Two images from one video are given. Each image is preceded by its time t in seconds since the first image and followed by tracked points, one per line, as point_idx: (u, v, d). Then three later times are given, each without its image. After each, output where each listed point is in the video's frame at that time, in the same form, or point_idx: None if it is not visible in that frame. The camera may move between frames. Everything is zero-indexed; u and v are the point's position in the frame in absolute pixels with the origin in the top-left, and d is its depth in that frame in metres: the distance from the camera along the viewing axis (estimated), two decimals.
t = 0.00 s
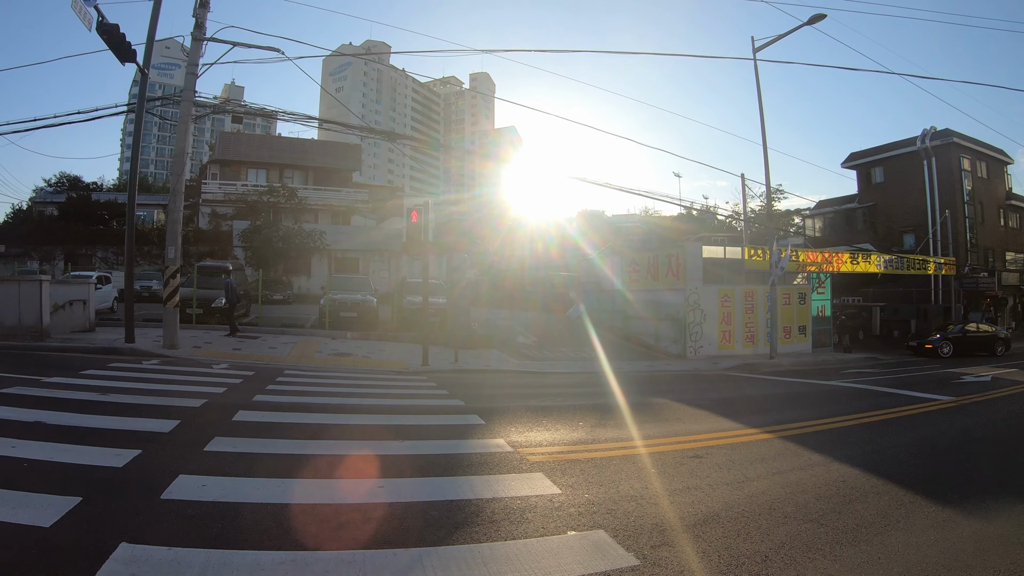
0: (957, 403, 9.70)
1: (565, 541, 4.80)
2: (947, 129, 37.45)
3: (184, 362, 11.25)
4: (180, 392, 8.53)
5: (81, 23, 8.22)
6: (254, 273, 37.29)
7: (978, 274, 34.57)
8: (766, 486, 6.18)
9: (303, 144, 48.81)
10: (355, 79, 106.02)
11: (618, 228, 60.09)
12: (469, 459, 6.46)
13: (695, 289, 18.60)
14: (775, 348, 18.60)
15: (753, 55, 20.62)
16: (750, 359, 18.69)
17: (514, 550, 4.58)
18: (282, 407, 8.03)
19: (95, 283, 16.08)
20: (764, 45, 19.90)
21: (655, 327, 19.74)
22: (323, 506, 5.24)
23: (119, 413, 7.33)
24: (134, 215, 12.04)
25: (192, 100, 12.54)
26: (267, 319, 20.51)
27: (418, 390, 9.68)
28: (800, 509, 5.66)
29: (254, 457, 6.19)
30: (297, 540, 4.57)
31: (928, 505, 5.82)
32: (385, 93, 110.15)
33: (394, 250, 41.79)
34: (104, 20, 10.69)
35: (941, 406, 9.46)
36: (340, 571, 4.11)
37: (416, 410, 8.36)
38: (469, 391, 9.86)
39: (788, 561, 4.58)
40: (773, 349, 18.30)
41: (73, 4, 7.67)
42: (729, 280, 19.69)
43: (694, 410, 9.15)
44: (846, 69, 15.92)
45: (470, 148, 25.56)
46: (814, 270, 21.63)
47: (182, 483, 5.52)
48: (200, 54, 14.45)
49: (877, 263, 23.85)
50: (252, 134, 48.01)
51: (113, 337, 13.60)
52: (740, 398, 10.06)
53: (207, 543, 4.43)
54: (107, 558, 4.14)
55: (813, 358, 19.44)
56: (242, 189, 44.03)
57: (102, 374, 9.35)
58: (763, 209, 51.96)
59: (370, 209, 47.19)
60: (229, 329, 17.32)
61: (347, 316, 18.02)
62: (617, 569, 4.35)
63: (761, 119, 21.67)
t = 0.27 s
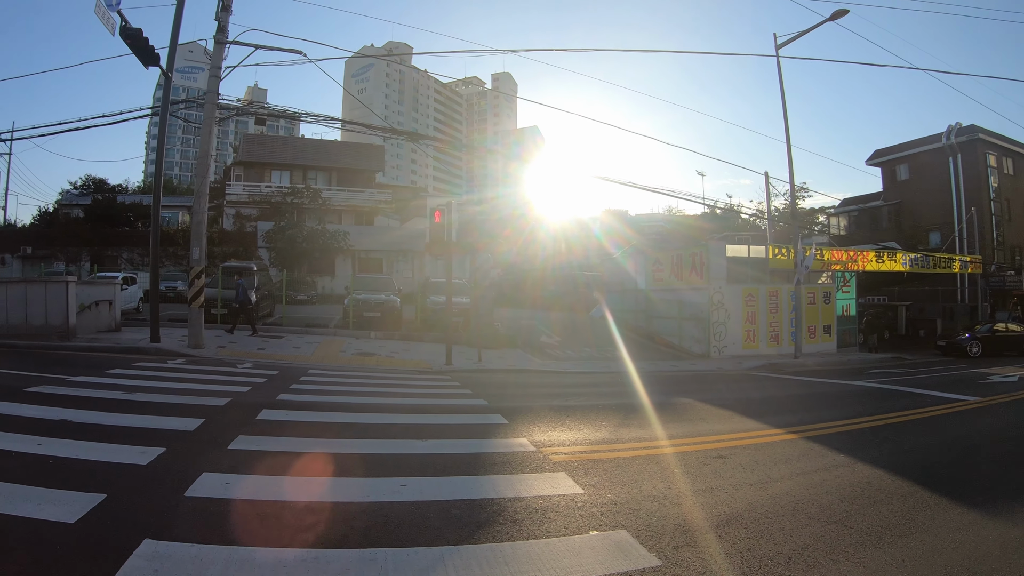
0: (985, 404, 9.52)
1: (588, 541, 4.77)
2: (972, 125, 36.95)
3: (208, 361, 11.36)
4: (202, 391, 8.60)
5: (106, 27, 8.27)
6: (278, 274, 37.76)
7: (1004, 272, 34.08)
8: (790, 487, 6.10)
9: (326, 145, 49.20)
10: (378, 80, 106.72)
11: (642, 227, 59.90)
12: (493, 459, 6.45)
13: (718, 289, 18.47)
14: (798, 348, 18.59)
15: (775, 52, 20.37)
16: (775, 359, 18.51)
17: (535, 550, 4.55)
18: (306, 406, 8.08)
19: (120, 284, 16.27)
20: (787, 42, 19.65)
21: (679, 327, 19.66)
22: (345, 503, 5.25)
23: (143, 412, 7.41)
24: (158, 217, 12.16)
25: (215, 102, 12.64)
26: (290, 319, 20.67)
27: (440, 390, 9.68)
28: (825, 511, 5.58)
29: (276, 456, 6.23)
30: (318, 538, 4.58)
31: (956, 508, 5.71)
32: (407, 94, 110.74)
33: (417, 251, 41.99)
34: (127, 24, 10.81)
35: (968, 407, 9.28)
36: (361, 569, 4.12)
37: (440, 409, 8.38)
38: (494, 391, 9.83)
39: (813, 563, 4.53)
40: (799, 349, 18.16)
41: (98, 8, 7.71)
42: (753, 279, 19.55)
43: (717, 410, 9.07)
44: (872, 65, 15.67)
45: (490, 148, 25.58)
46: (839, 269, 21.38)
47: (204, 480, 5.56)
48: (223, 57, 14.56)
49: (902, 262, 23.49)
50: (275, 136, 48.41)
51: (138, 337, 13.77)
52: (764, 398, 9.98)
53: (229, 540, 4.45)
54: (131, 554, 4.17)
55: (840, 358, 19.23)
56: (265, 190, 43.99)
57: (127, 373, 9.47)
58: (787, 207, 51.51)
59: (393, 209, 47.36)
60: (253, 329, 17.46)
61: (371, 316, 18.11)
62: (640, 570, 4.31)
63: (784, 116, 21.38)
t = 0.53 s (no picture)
0: (1011, 404, 9.35)
1: (607, 540, 4.75)
2: (994, 122, 36.40)
3: (229, 361, 11.45)
4: (222, 390, 8.65)
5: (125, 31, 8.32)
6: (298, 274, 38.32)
7: None
8: (811, 488, 6.03)
9: (347, 147, 49.76)
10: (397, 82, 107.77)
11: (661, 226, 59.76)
12: (514, 459, 6.43)
13: (738, 289, 18.33)
14: (820, 347, 18.14)
15: (792, 49, 20.16)
16: (795, 359, 18.31)
17: (554, 549, 4.54)
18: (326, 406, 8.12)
19: (142, 284, 16.45)
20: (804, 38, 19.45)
21: (699, 327, 19.58)
22: (365, 502, 5.27)
23: (164, 411, 7.47)
24: (179, 218, 12.27)
25: (234, 105, 12.73)
26: (310, 319, 20.83)
27: (462, 390, 9.68)
28: (846, 511, 5.51)
29: (294, 455, 6.24)
30: (338, 537, 4.59)
31: (979, 509, 5.62)
32: (426, 95, 111.59)
33: (437, 251, 42.48)
34: (146, 27, 10.92)
35: (993, 407, 9.12)
36: (381, 568, 4.12)
37: (460, 408, 8.38)
38: (514, 391, 9.81)
39: (834, 564, 4.48)
40: (820, 349, 18.05)
41: (118, 13, 7.76)
42: (774, 277, 19.36)
43: (737, 410, 9.00)
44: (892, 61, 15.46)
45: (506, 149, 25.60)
46: (860, 268, 21.12)
47: (223, 478, 5.60)
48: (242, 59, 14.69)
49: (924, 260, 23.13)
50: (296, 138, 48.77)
51: (160, 337, 13.93)
52: (784, 398, 9.90)
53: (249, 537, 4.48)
54: (151, 551, 4.20)
55: (862, 358, 19.00)
56: (285, 191, 44.30)
57: (149, 372, 9.57)
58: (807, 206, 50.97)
59: (412, 209, 47.59)
60: (275, 329, 17.61)
61: (391, 316, 18.20)
62: (658, 570, 4.29)
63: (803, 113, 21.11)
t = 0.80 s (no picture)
0: None
1: (622, 540, 4.73)
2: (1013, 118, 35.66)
3: (246, 360, 11.54)
4: (238, 390, 8.71)
5: (142, 35, 8.36)
6: (315, 275, 38.38)
7: None
8: (828, 488, 5.98)
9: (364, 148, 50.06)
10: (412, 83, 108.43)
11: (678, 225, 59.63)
12: (530, 458, 6.43)
13: (755, 289, 18.14)
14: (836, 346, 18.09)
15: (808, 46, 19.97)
16: (813, 359, 18.13)
17: (571, 548, 4.53)
18: (342, 405, 8.15)
19: (160, 285, 16.53)
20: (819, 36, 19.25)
21: (716, 326, 19.47)
22: (381, 500, 5.28)
23: (181, 410, 7.54)
24: (196, 219, 12.34)
25: (250, 106, 12.79)
26: (326, 319, 20.93)
27: (480, 389, 9.68)
28: (863, 512, 5.47)
29: (311, 454, 6.27)
30: (354, 535, 4.61)
31: (999, 510, 5.55)
32: (441, 96, 112.06)
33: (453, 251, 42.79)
34: (162, 30, 11.01)
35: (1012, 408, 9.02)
36: (397, 566, 4.14)
37: (478, 408, 8.38)
38: (529, 391, 9.78)
39: (853, 564, 4.44)
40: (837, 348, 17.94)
41: (134, 16, 7.80)
42: (792, 278, 19.17)
43: (754, 409, 8.95)
44: (910, 59, 15.28)
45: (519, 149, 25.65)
46: (878, 267, 20.87)
47: (241, 476, 5.65)
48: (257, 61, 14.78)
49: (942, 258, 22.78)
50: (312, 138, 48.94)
51: (177, 337, 14.04)
52: (801, 398, 9.83)
53: (265, 535, 4.50)
54: (169, 548, 4.24)
55: (880, 358, 18.80)
56: (302, 191, 43.95)
57: (166, 372, 9.65)
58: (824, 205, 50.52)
59: (429, 209, 47.64)
60: (291, 329, 17.70)
61: (407, 316, 18.27)
62: (675, 569, 4.27)
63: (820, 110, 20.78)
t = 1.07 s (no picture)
0: None
1: (637, 539, 4.72)
2: None
3: (261, 360, 11.63)
4: (253, 389, 8.76)
5: (158, 37, 8.42)
6: (331, 275, 38.62)
7: None
8: (845, 489, 5.94)
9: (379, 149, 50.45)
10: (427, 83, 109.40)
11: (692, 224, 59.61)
12: (545, 458, 6.43)
13: (770, 288, 17.84)
14: (851, 346, 17.92)
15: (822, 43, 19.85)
16: (828, 359, 17.99)
17: (587, 547, 4.53)
18: (357, 404, 8.19)
19: (176, 285, 16.68)
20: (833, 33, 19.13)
21: (731, 326, 19.34)
22: (396, 500, 5.29)
23: (197, 409, 7.60)
24: (212, 220, 12.43)
25: (265, 108, 12.87)
26: (342, 319, 21.06)
27: (495, 389, 9.67)
28: (880, 512, 5.43)
29: (326, 453, 6.30)
30: (370, 534, 4.63)
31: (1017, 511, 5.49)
32: (456, 97, 113.07)
33: (467, 251, 43.19)
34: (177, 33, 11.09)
35: None
36: (412, 565, 4.14)
37: (493, 408, 8.39)
38: (546, 391, 9.77)
39: (871, 566, 4.41)
40: (852, 348, 17.78)
41: (150, 18, 7.85)
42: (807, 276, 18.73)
43: (769, 409, 8.92)
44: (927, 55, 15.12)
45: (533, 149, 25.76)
46: (893, 266, 20.64)
47: (257, 474, 5.68)
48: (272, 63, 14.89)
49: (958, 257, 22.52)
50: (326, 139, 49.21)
51: (193, 337, 14.18)
52: (817, 398, 9.78)
53: (281, 534, 4.53)
54: (185, 546, 4.26)
55: (897, 358, 18.62)
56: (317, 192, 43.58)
57: (181, 371, 9.75)
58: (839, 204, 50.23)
59: (444, 209, 47.82)
60: (307, 328, 17.82)
61: (422, 316, 18.34)
62: (691, 569, 4.26)
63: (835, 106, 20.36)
